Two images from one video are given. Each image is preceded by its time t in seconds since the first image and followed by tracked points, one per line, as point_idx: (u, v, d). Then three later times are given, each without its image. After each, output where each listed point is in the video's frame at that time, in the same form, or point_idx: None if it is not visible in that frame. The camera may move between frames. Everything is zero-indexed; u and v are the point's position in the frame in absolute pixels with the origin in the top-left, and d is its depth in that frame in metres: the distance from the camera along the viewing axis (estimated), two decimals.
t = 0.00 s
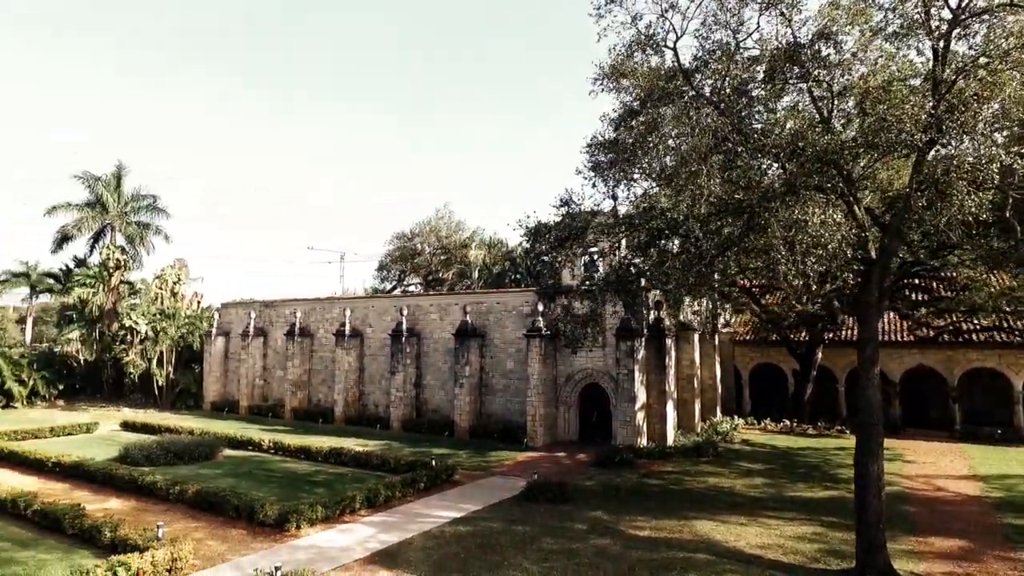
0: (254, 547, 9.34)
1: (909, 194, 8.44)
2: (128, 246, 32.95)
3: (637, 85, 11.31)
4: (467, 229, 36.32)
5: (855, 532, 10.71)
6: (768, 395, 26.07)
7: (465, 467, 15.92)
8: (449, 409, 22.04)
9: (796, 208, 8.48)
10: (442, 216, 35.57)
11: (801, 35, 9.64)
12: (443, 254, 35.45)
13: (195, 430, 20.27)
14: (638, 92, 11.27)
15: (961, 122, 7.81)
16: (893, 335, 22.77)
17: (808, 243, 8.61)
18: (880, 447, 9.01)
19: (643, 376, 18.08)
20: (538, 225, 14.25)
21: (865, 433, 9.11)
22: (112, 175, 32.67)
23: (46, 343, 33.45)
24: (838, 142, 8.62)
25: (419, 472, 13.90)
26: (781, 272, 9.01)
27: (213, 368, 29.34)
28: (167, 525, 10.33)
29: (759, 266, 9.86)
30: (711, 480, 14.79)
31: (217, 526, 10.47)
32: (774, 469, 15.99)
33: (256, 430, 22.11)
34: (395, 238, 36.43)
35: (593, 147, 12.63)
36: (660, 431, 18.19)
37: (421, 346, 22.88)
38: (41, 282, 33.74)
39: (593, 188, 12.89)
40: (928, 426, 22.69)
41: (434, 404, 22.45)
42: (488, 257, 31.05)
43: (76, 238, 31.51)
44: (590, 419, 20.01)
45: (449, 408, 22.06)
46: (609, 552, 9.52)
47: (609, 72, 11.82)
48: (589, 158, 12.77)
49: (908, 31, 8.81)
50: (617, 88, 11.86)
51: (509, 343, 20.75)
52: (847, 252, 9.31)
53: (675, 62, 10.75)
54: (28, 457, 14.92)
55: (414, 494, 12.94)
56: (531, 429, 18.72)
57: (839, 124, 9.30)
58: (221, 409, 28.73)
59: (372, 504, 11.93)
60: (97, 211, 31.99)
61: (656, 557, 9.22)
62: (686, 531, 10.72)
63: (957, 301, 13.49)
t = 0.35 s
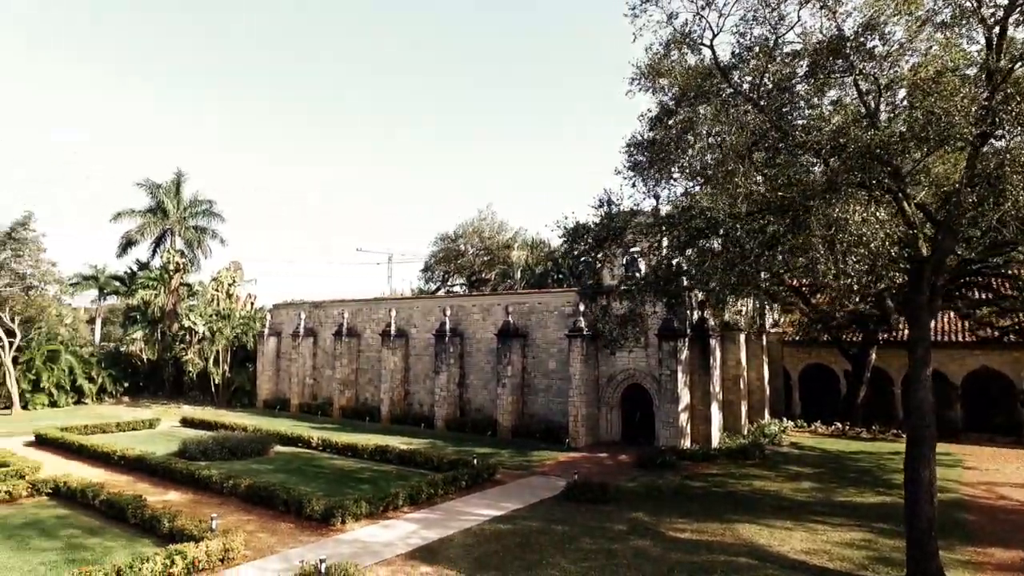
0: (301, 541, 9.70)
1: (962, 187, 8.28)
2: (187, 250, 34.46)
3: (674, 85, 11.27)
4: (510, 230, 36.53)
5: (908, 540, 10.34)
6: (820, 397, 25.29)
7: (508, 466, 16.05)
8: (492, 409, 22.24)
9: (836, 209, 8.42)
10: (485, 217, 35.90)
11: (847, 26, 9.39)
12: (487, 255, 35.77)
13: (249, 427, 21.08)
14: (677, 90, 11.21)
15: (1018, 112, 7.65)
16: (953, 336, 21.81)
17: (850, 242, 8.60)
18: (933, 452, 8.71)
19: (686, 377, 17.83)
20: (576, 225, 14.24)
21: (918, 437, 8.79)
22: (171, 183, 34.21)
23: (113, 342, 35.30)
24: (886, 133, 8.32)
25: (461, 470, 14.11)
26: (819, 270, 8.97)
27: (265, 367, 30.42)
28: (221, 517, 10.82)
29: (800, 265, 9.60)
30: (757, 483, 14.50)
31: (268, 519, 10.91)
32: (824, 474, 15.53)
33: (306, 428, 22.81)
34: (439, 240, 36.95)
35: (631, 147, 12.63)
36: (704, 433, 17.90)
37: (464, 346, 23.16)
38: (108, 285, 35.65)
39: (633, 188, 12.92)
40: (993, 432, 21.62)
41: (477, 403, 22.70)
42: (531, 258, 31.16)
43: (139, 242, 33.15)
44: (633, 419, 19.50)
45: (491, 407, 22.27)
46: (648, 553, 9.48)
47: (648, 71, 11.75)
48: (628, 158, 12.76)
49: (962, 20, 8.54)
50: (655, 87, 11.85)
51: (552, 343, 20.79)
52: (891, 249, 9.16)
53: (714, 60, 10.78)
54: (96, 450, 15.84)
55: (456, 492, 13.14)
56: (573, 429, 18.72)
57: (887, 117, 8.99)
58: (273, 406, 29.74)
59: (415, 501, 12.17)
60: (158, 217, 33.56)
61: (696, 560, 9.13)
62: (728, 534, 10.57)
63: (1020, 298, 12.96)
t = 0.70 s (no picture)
0: (340, 536, 9.97)
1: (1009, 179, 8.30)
2: (234, 252, 35.61)
3: (707, 82, 11.03)
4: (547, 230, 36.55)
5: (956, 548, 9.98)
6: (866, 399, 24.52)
7: (544, 466, 16.09)
8: (530, 409, 22.31)
9: (875, 208, 8.11)
10: (522, 218, 36.03)
11: (889, 17, 9.12)
12: (524, 255, 35.90)
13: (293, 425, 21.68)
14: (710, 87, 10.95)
15: None
16: (1010, 336, 20.89)
17: (889, 241, 8.23)
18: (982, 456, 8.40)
19: (726, 378, 17.57)
20: (611, 226, 14.18)
21: (965, 442, 8.50)
22: (219, 188, 35.40)
23: (166, 342, 36.75)
24: (930, 126, 8.25)
25: (497, 469, 14.22)
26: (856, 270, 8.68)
27: (309, 366, 31.27)
28: (265, 511, 11.19)
29: (842, 264, 9.29)
30: (798, 486, 14.19)
31: (309, 514, 11.22)
32: (869, 478, 15.09)
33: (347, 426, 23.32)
34: (477, 240, 37.26)
35: (665, 145, 12.51)
36: (744, 434, 17.64)
37: (501, 346, 23.29)
38: (162, 287, 37.12)
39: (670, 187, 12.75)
40: None
41: (514, 403, 22.80)
42: (568, 258, 31.11)
43: (190, 246, 34.42)
44: (670, 421, 19.51)
45: (528, 407, 22.35)
46: (683, 556, 9.41)
47: (681, 70, 11.54)
48: (662, 157, 12.63)
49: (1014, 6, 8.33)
50: (687, 85, 11.64)
51: (588, 344, 20.72)
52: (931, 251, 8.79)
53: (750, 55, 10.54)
54: (149, 445, 16.55)
55: (491, 491, 13.26)
56: (610, 429, 18.64)
57: (931, 111, 8.77)
58: (317, 405, 30.53)
59: (450, 499, 12.33)
60: (207, 221, 34.80)
61: (732, 563, 9.02)
62: (767, 538, 10.39)
63: None
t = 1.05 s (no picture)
0: (380, 532, 10.21)
1: None
2: (281, 255, 36.65)
3: (744, 79, 10.78)
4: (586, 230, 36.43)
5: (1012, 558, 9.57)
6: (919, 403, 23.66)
7: (581, 467, 16.07)
8: (568, 410, 22.29)
9: (919, 200, 7.94)
10: (561, 218, 36.00)
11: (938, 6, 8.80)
12: (563, 256, 35.88)
13: (337, 423, 22.22)
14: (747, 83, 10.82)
15: None
16: None
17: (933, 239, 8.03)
18: None
19: (768, 380, 17.22)
20: (647, 226, 14.07)
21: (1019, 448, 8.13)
22: (267, 192, 36.49)
23: (217, 341, 38.08)
24: (977, 117, 8.04)
25: (534, 469, 14.28)
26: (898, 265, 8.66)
27: (352, 366, 31.98)
28: (308, 506, 11.54)
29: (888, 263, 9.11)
30: (844, 491, 13.80)
31: (350, 510, 11.52)
32: (921, 484, 14.56)
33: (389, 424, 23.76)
34: (516, 241, 37.43)
35: (701, 144, 12.31)
36: (787, 437, 17.26)
37: (540, 346, 23.34)
38: (213, 288, 38.47)
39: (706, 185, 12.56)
40: None
41: (553, 403, 22.82)
42: (606, 258, 30.96)
43: (239, 249, 35.60)
44: (712, 422, 18.80)
45: (567, 408, 22.33)
46: (722, 559, 9.29)
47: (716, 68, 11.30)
48: (698, 157, 12.44)
49: None
50: (723, 83, 11.53)
51: (627, 344, 20.58)
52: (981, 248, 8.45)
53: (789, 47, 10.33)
54: (201, 441, 17.23)
55: (528, 491, 13.33)
56: (649, 431, 18.50)
57: (984, 103, 8.43)
58: (360, 404, 31.19)
59: (487, 498, 12.45)
60: (255, 225, 35.94)
61: (771, 568, 8.86)
62: (809, 543, 10.16)
63: None
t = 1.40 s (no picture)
0: (417, 529, 10.40)
1: None
2: (325, 256, 37.52)
3: (782, 72, 11.15)
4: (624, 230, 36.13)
5: None
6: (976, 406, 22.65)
7: (619, 468, 15.97)
8: (607, 410, 22.17)
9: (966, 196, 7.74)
10: (599, 217, 35.84)
11: None
12: (602, 255, 35.70)
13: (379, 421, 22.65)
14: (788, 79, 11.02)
15: None
16: None
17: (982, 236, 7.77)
18: None
19: (813, 382, 16.78)
20: (680, 225, 13.78)
21: None
22: (311, 195, 37.41)
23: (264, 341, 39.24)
24: None
25: (571, 469, 14.27)
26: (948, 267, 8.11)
27: (393, 365, 32.55)
28: (349, 503, 11.82)
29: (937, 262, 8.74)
30: (893, 497, 13.35)
31: (389, 507, 11.75)
32: (977, 491, 13.95)
33: (429, 424, 24.02)
34: (554, 241, 37.41)
35: (739, 141, 12.20)
36: (833, 440, 16.78)
37: (578, 346, 23.29)
38: (260, 289, 39.68)
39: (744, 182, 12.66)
40: None
41: (592, 404, 22.74)
42: (646, 257, 30.66)
43: (284, 251, 36.62)
44: (754, 424, 18.95)
45: (606, 408, 22.22)
46: (762, 564, 9.12)
47: (753, 64, 11.64)
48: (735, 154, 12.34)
49: None
50: (762, 79, 11.74)
51: (667, 344, 20.35)
52: None
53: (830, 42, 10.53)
54: (248, 438, 17.81)
55: (565, 491, 13.34)
56: (689, 432, 18.24)
57: None
58: (401, 403, 31.71)
59: (524, 497, 12.51)
60: (300, 228, 36.89)
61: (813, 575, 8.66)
62: (854, 550, 9.88)
63: None
